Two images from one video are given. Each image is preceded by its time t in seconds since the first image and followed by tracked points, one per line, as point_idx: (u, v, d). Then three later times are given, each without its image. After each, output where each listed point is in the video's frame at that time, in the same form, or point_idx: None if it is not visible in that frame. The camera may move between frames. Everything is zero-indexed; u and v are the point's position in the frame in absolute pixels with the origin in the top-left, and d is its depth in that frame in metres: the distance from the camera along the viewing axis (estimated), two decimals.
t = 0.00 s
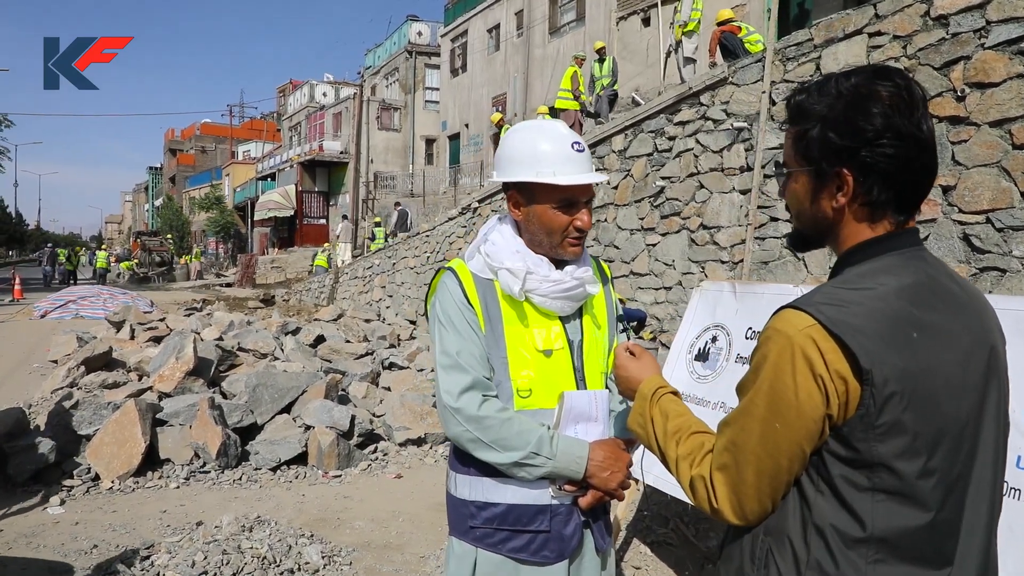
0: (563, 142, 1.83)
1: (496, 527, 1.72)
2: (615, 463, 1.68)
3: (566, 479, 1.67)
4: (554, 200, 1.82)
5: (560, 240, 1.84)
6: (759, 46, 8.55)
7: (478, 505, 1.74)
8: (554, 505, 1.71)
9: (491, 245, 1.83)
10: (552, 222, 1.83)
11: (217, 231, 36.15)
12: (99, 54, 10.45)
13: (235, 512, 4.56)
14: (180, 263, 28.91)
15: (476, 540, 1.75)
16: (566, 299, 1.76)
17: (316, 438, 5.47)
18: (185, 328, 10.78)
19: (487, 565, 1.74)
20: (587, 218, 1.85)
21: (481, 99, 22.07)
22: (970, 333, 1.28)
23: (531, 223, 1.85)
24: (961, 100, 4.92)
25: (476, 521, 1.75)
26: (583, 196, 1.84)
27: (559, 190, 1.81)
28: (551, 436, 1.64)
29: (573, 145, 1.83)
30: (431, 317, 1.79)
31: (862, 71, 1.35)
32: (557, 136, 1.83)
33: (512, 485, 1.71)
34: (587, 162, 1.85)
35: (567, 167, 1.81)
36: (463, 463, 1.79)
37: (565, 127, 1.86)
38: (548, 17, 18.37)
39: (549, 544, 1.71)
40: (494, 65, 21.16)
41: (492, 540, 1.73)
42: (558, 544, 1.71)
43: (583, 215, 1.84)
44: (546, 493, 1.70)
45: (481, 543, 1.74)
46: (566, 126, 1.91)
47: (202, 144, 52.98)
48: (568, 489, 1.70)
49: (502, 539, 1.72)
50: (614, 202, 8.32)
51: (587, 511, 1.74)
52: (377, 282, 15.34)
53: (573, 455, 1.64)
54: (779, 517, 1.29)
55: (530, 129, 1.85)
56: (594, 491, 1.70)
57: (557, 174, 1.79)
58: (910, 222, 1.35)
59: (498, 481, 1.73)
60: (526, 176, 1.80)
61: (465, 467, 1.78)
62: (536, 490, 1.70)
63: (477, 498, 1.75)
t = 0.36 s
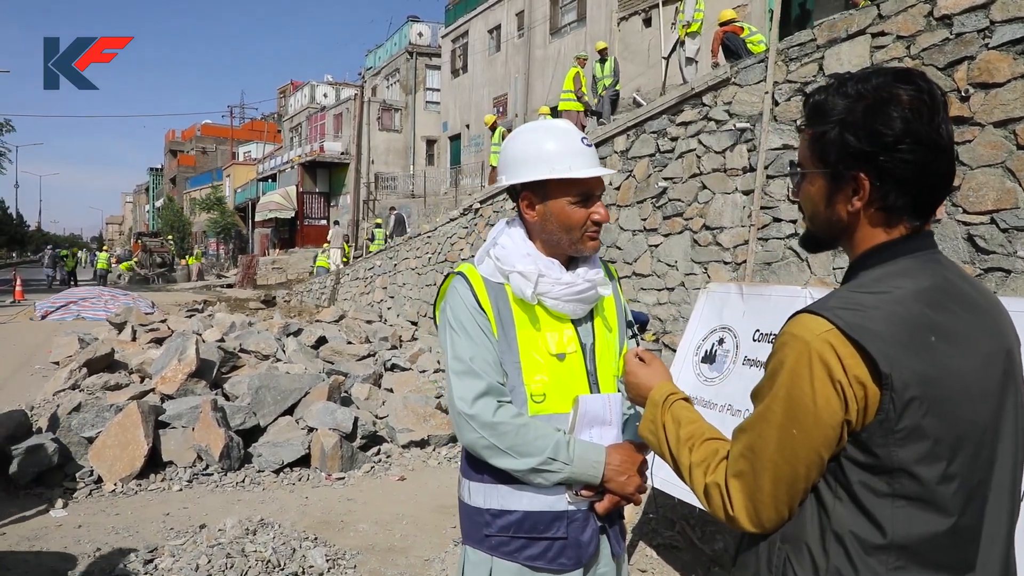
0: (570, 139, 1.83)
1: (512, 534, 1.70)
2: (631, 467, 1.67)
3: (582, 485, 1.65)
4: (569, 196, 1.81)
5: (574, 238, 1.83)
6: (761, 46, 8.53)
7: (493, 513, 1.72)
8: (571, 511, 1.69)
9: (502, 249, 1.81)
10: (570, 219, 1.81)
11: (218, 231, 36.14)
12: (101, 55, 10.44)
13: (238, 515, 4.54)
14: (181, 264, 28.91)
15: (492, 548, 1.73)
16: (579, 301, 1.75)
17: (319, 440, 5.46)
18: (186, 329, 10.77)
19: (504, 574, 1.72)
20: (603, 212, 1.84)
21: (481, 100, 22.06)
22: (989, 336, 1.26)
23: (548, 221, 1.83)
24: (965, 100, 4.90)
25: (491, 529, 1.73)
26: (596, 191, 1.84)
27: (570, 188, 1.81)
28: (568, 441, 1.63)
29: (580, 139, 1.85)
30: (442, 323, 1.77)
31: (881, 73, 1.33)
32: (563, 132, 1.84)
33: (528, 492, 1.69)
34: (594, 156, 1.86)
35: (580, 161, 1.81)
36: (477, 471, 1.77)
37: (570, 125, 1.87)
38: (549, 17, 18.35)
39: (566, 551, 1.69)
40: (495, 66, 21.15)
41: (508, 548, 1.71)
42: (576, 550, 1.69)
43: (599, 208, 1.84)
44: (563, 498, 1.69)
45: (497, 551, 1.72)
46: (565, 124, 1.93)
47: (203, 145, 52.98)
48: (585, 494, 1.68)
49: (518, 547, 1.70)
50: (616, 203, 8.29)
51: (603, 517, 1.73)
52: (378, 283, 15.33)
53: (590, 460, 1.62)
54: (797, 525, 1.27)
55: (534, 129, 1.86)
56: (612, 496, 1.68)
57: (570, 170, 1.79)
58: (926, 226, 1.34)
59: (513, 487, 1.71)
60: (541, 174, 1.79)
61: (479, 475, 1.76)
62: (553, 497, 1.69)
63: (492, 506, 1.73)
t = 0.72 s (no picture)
0: (577, 137, 1.82)
1: (521, 538, 1.68)
2: (642, 470, 1.65)
3: (593, 488, 1.63)
4: (574, 193, 1.80)
5: (581, 236, 1.81)
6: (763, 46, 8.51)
7: (502, 517, 1.70)
8: (581, 514, 1.67)
9: (510, 249, 1.79)
10: (576, 217, 1.80)
11: (218, 232, 36.11)
12: (102, 55, 10.43)
13: (240, 517, 4.52)
14: (182, 265, 28.90)
15: (501, 552, 1.71)
16: (588, 302, 1.73)
17: (321, 441, 5.44)
18: (186, 330, 10.74)
19: None
20: (609, 210, 1.83)
21: (482, 100, 22.04)
22: (1008, 336, 1.24)
23: (554, 218, 1.82)
24: (968, 100, 4.88)
25: (500, 533, 1.70)
26: (604, 187, 1.83)
27: (576, 183, 1.80)
28: (578, 444, 1.60)
29: (589, 137, 1.83)
30: (450, 324, 1.75)
31: (889, 71, 1.31)
32: (571, 130, 1.83)
33: (537, 496, 1.67)
34: (602, 154, 1.85)
35: (586, 158, 1.80)
36: (486, 474, 1.74)
37: (578, 123, 1.86)
38: (550, 18, 18.33)
39: (576, 555, 1.67)
40: (496, 66, 21.13)
41: (517, 553, 1.69)
42: (585, 554, 1.67)
43: (606, 206, 1.82)
44: (573, 502, 1.66)
45: (506, 555, 1.70)
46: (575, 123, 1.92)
47: (203, 145, 52.98)
48: (595, 498, 1.66)
49: (527, 551, 1.68)
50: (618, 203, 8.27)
51: (613, 520, 1.70)
52: (379, 284, 15.31)
53: (601, 462, 1.60)
54: (813, 530, 1.26)
55: (544, 127, 1.85)
56: (622, 499, 1.66)
57: (576, 167, 1.78)
58: (941, 225, 1.32)
59: (522, 490, 1.68)
60: (547, 170, 1.79)
61: (488, 478, 1.74)
62: (562, 500, 1.66)
63: (501, 509, 1.70)
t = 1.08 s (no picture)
0: (574, 135, 1.79)
1: (513, 543, 1.65)
2: (638, 475, 1.61)
3: (587, 493, 1.60)
4: (562, 193, 1.78)
5: (569, 237, 1.80)
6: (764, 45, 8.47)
7: (494, 520, 1.67)
8: (575, 519, 1.63)
9: (506, 248, 1.75)
10: (561, 218, 1.78)
11: (218, 233, 36.08)
12: (103, 56, 10.41)
13: (237, 519, 4.49)
14: (182, 266, 28.90)
15: (493, 557, 1.68)
16: (585, 303, 1.69)
17: (319, 442, 5.40)
18: (186, 331, 10.70)
19: None
20: (598, 213, 1.79)
21: (482, 101, 22.00)
22: None
23: (541, 218, 1.82)
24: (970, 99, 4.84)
25: (492, 537, 1.67)
26: (593, 191, 1.79)
27: (567, 183, 1.77)
28: (572, 448, 1.57)
29: (585, 138, 1.79)
30: (445, 323, 1.72)
31: (899, 63, 1.28)
32: (570, 129, 1.80)
33: (531, 500, 1.63)
34: (600, 155, 1.81)
35: (577, 159, 1.76)
36: (480, 477, 1.71)
37: (578, 121, 1.83)
38: (550, 18, 18.29)
39: (569, 561, 1.64)
40: (495, 66, 21.10)
41: (510, 558, 1.65)
42: (578, 561, 1.64)
43: (593, 210, 1.79)
44: (566, 507, 1.63)
45: (498, 559, 1.67)
46: (582, 123, 1.88)
47: (203, 146, 52.97)
48: (589, 503, 1.62)
49: (520, 556, 1.65)
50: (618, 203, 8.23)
51: (608, 526, 1.67)
52: (378, 285, 15.28)
53: (595, 467, 1.57)
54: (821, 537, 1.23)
55: (543, 123, 1.82)
56: (617, 505, 1.62)
57: (565, 166, 1.75)
58: (954, 222, 1.28)
59: (515, 494, 1.65)
60: (534, 168, 1.78)
61: (481, 480, 1.71)
62: (556, 505, 1.63)
63: (493, 513, 1.67)
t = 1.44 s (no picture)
0: (556, 132, 1.74)
1: (496, 553, 1.60)
2: (624, 483, 1.57)
3: (570, 501, 1.56)
4: (541, 192, 1.75)
5: (549, 237, 1.76)
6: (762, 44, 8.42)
7: (476, 530, 1.62)
8: (558, 528, 1.60)
9: (490, 248, 1.70)
10: (539, 218, 1.75)
11: (216, 233, 36.01)
12: (101, 56, 10.37)
13: (228, 523, 4.43)
14: (181, 267, 28.82)
15: (475, 567, 1.63)
16: (569, 305, 1.64)
17: (312, 445, 5.34)
18: (182, 332, 10.64)
19: None
20: (578, 214, 1.75)
21: (480, 100, 21.93)
22: None
23: (520, 217, 1.79)
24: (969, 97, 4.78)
25: (474, 547, 1.63)
26: (573, 190, 1.75)
27: (546, 183, 1.74)
28: (555, 455, 1.54)
29: (566, 135, 1.75)
30: (425, 325, 1.67)
31: (900, 50, 1.23)
32: (551, 125, 1.76)
33: (513, 508, 1.59)
34: (583, 154, 1.76)
35: (557, 158, 1.72)
36: (461, 484, 1.66)
37: (561, 117, 1.78)
38: (548, 17, 18.22)
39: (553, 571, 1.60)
40: (494, 66, 21.04)
41: (492, 568, 1.61)
42: (562, 570, 1.60)
43: (573, 211, 1.75)
44: (550, 515, 1.59)
45: (480, 570, 1.63)
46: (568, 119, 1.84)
47: (202, 146, 52.91)
48: (574, 511, 1.58)
49: (502, 566, 1.61)
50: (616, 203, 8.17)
51: (594, 534, 1.63)
52: (376, 285, 15.22)
53: (579, 474, 1.53)
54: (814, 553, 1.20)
55: (527, 119, 1.78)
56: (602, 513, 1.59)
57: (542, 165, 1.72)
58: (957, 221, 1.24)
59: (497, 502, 1.61)
60: (511, 166, 1.75)
61: (463, 487, 1.66)
62: (539, 513, 1.59)
63: (474, 522, 1.63)
